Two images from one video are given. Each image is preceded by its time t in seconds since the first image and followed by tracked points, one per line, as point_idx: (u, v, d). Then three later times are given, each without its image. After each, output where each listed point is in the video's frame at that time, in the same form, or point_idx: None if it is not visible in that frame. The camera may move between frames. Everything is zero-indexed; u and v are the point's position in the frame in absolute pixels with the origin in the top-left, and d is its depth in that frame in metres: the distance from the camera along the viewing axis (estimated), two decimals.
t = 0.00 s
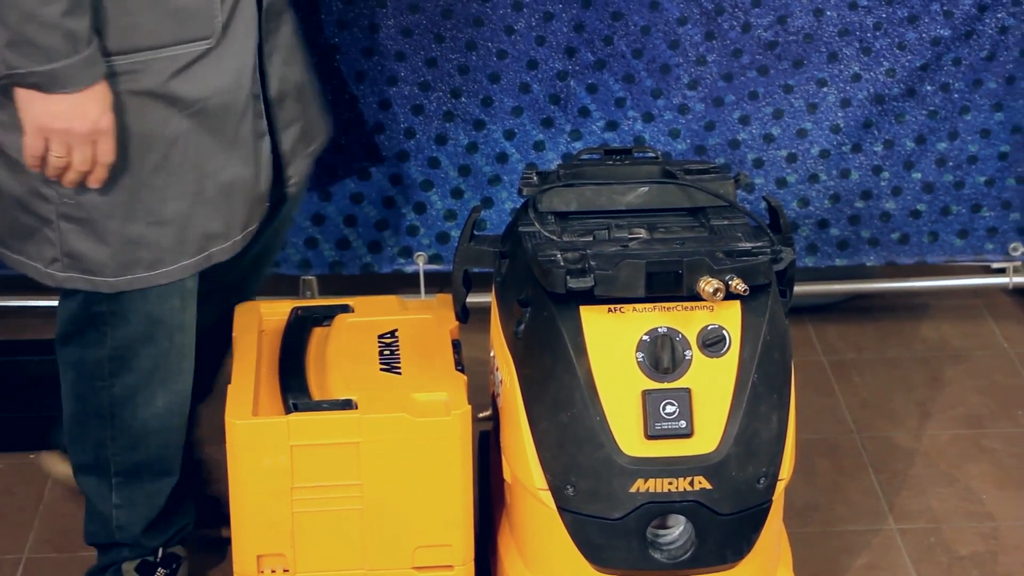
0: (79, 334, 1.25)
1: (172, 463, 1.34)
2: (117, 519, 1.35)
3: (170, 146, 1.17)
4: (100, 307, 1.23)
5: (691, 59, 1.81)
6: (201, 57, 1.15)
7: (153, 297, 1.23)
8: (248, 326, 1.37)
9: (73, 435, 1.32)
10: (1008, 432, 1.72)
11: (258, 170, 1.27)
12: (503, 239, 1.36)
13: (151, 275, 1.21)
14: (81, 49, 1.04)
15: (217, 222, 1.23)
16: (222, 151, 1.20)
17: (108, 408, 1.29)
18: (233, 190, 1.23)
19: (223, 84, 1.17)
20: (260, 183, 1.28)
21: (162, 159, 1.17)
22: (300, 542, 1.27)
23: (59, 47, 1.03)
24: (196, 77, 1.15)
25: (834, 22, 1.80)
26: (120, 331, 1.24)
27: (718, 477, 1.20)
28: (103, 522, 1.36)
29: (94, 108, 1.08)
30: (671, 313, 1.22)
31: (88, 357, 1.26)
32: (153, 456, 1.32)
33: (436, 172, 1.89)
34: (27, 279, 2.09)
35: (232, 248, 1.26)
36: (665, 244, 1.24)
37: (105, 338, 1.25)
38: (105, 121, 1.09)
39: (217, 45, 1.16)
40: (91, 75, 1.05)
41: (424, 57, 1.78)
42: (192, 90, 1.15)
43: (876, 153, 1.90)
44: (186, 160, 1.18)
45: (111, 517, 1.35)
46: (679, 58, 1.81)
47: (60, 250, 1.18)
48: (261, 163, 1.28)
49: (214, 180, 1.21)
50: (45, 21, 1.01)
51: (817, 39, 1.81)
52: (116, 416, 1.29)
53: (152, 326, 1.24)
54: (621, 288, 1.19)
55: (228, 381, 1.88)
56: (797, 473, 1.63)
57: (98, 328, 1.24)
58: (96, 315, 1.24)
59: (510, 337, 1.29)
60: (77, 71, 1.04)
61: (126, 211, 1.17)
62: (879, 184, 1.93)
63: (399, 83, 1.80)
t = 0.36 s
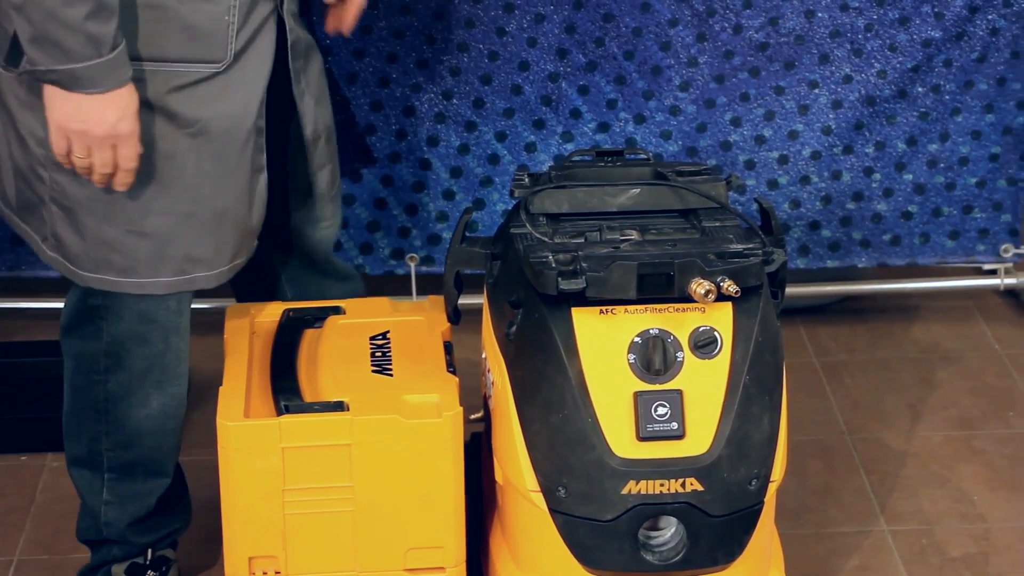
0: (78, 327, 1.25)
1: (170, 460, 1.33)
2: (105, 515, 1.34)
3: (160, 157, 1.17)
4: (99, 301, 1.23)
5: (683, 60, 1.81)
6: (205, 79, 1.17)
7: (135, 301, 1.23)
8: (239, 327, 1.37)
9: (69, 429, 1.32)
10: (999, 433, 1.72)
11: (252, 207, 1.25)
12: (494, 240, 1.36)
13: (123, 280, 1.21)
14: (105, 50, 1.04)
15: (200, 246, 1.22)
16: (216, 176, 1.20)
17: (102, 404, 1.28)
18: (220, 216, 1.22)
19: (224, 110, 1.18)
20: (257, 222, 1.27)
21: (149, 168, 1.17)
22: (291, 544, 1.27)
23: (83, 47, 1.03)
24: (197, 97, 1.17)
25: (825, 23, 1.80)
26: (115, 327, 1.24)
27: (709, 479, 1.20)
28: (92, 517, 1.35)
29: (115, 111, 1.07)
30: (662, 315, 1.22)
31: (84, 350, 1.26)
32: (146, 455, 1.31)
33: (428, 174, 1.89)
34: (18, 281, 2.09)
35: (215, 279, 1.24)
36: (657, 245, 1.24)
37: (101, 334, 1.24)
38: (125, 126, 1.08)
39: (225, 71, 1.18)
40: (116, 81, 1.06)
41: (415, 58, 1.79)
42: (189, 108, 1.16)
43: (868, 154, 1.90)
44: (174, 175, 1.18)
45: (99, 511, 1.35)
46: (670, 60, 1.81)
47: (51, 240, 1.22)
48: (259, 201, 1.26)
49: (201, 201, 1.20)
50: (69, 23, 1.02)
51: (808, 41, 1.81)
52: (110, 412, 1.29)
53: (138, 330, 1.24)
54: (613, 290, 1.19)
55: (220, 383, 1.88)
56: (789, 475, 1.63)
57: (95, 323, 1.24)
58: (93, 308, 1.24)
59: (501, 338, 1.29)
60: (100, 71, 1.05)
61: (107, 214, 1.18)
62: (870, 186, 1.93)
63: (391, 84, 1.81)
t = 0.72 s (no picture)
0: (67, 301, 1.26)
1: (156, 446, 1.34)
2: (93, 496, 1.34)
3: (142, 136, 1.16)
4: (89, 271, 1.23)
5: (678, 65, 1.81)
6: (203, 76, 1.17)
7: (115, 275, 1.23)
8: (234, 331, 1.37)
9: (57, 408, 1.32)
10: (994, 438, 1.72)
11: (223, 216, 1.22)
12: (490, 245, 1.36)
13: (90, 245, 1.20)
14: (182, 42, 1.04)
15: (162, 236, 1.20)
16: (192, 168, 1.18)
17: (89, 379, 1.29)
18: (188, 210, 1.20)
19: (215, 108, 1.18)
20: (228, 233, 1.23)
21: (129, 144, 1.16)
22: (287, 549, 1.27)
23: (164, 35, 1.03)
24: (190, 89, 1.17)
25: (820, 29, 1.80)
26: (105, 299, 1.24)
27: (704, 484, 1.20)
28: (81, 500, 1.35)
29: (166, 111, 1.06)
30: (657, 320, 1.22)
31: (72, 324, 1.26)
32: (133, 432, 1.32)
33: (423, 179, 1.89)
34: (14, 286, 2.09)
35: (175, 275, 1.22)
36: (652, 250, 1.24)
37: (91, 307, 1.25)
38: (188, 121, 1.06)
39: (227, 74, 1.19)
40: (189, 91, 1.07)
41: (411, 63, 1.79)
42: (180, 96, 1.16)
43: (863, 159, 1.90)
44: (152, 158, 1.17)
45: (88, 494, 1.34)
46: (666, 65, 1.81)
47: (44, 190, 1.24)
48: (231, 212, 1.23)
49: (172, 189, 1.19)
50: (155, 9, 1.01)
51: (803, 46, 1.81)
52: (97, 388, 1.29)
53: (123, 305, 1.24)
54: (609, 294, 1.20)
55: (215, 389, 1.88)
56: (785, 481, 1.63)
57: (86, 296, 1.25)
58: (82, 281, 1.24)
59: (496, 343, 1.29)
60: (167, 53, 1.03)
61: (86, 177, 1.18)
62: (865, 191, 1.93)
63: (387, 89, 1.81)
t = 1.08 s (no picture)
0: (58, 302, 1.23)
1: (142, 458, 1.31)
2: (83, 503, 1.31)
3: (132, 135, 1.12)
4: (82, 271, 1.20)
5: (680, 66, 1.78)
6: (199, 82, 1.15)
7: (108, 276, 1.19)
8: (226, 339, 1.33)
9: (46, 414, 1.29)
10: (1005, 448, 1.69)
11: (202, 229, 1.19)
12: (487, 249, 1.33)
13: (73, 240, 1.17)
14: (439, 90, 0.99)
15: (144, 239, 1.16)
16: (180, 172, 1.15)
17: (80, 385, 1.25)
18: (173, 215, 1.16)
19: (207, 114, 1.17)
20: (209, 245, 1.20)
21: (119, 143, 1.12)
22: (279, 561, 1.24)
23: (394, 87, 0.99)
24: (186, 93, 1.14)
25: (827, 28, 1.76)
26: (99, 302, 1.21)
27: (708, 495, 1.17)
28: (70, 509, 1.32)
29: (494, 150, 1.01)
30: (659, 326, 1.19)
31: (65, 327, 1.23)
32: (122, 441, 1.29)
33: (419, 182, 1.85)
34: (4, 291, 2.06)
35: (156, 283, 1.18)
36: (653, 254, 1.21)
37: (84, 309, 1.22)
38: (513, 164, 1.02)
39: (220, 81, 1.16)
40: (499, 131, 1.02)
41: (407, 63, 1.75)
42: (175, 99, 1.14)
43: (870, 162, 1.87)
44: (140, 159, 1.13)
45: (77, 503, 1.32)
46: (668, 65, 1.78)
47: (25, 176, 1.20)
48: (212, 223, 1.20)
49: (158, 192, 1.15)
50: (387, 54, 0.97)
51: (808, 46, 1.77)
52: (88, 394, 1.26)
53: (120, 309, 1.21)
54: (609, 300, 1.16)
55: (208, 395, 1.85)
56: (790, 491, 1.59)
57: (79, 298, 1.22)
58: (76, 282, 1.21)
59: (493, 350, 1.26)
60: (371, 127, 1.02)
61: (74, 172, 1.15)
62: (872, 195, 1.90)
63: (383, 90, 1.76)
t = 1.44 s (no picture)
0: (84, 308, 1.20)
1: (150, 472, 1.28)
2: (87, 517, 1.27)
3: (152, 132, 1.11)
4: (113, 279, 1.17)
5: (683, 63, 1.75)
6: (213, 78, 1.13)
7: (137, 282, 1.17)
8: (218, 344, 1.30)
9: (58, 420, 1.25)
10: (1016, 454, 1.66)
11: (218, 231, 1.16)
12: (486, 251, 1.30)
13: (99, 242, 1.16)
14: (525, 112, 1.07)
15: (167, 240, 1.14)
16: (199, 169, 1.14)
17: (100, 395, 1.22)
18: (194, 215, 1.15)
19: (224, 110, 1.15)
20: (226, 247, 1.18)
21: (139, 141, 1.11)
22: (273, 569, 1.21)
23: (487, 112, 1.06)
24: (203, 89, 1.13)
25: (833, 24, 1.73)
26: (127, 309, 1.18)
27: (711, 502, 1.15)
28: (74, 522, 1.28)
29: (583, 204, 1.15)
30: (661, 329, 1.17)
31: (90, 333, 1.20)
32: (132, 453, 1.25)
33: (417, 182, 1.83)
34: None
35: (178, 286, 1.16)
36: (656, 256, 1.19)
37: (111, 316, 1.19)
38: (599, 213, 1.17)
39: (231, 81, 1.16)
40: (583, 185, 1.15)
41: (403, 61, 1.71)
42: (192, 95, 1.12)
43: (878, 161, 1.84)
44: (160, 157, 1.12)
45: (82, 515, 1.28)
46: (670, 62, 1.75)
47: (54, 174, 1.18)
48: (228, 224, 1.18)
49: (178, 191, 1.13)
50: (482, 79, 1.04)
51: (814, 42, 1.74)
52: (107, 404, 1.22)
53: (146, 315, 1.18)
54: (610, 303, 1.14)
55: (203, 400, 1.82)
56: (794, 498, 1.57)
57: (106, 304, 1.19)
58: (103, 288, 1.18)
59: (491, 353, 1.23)
60: (462, 158, 1.09)
61: (96, 173, 1.13)
62: (880, 195, 1.88)
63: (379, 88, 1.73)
